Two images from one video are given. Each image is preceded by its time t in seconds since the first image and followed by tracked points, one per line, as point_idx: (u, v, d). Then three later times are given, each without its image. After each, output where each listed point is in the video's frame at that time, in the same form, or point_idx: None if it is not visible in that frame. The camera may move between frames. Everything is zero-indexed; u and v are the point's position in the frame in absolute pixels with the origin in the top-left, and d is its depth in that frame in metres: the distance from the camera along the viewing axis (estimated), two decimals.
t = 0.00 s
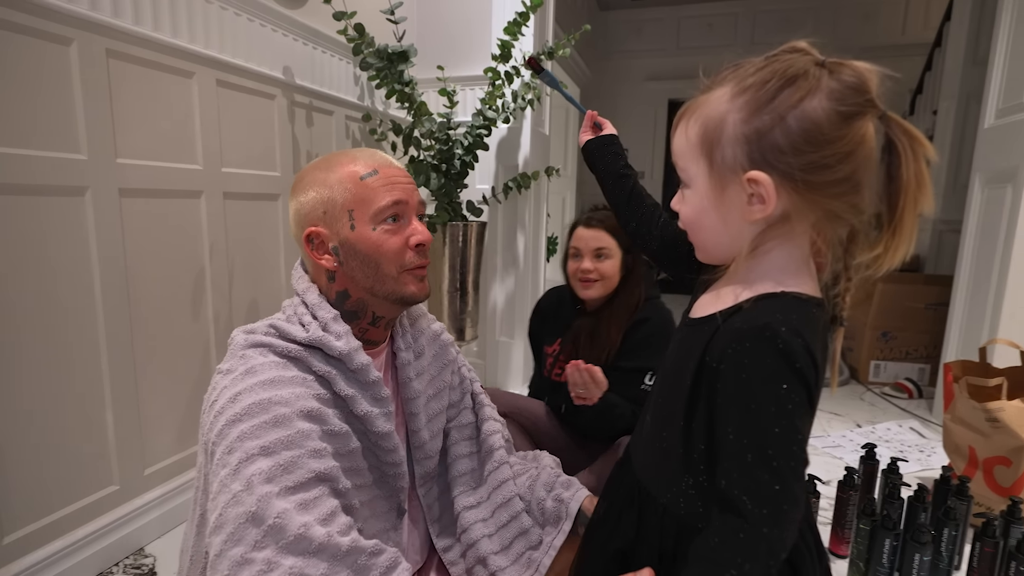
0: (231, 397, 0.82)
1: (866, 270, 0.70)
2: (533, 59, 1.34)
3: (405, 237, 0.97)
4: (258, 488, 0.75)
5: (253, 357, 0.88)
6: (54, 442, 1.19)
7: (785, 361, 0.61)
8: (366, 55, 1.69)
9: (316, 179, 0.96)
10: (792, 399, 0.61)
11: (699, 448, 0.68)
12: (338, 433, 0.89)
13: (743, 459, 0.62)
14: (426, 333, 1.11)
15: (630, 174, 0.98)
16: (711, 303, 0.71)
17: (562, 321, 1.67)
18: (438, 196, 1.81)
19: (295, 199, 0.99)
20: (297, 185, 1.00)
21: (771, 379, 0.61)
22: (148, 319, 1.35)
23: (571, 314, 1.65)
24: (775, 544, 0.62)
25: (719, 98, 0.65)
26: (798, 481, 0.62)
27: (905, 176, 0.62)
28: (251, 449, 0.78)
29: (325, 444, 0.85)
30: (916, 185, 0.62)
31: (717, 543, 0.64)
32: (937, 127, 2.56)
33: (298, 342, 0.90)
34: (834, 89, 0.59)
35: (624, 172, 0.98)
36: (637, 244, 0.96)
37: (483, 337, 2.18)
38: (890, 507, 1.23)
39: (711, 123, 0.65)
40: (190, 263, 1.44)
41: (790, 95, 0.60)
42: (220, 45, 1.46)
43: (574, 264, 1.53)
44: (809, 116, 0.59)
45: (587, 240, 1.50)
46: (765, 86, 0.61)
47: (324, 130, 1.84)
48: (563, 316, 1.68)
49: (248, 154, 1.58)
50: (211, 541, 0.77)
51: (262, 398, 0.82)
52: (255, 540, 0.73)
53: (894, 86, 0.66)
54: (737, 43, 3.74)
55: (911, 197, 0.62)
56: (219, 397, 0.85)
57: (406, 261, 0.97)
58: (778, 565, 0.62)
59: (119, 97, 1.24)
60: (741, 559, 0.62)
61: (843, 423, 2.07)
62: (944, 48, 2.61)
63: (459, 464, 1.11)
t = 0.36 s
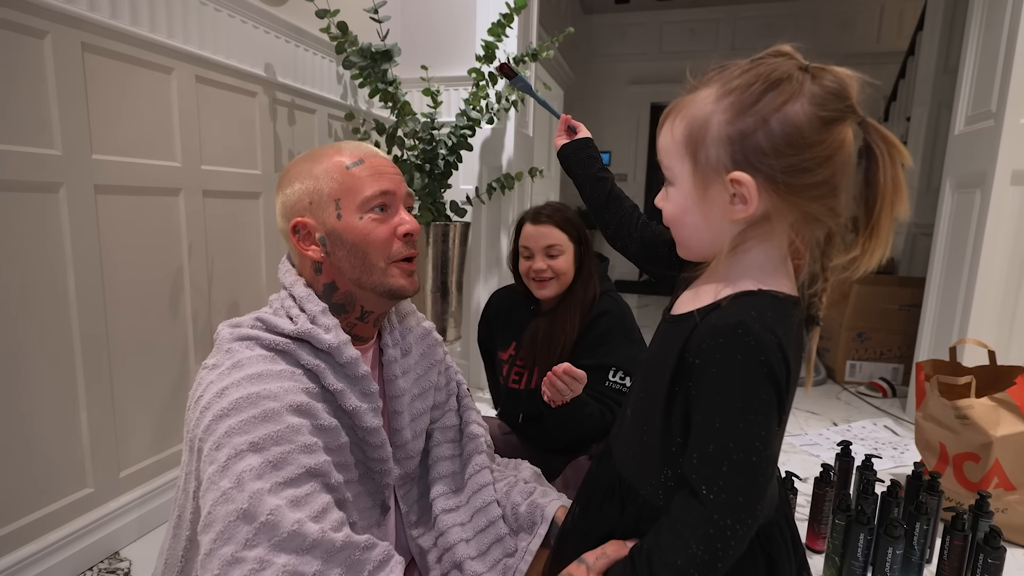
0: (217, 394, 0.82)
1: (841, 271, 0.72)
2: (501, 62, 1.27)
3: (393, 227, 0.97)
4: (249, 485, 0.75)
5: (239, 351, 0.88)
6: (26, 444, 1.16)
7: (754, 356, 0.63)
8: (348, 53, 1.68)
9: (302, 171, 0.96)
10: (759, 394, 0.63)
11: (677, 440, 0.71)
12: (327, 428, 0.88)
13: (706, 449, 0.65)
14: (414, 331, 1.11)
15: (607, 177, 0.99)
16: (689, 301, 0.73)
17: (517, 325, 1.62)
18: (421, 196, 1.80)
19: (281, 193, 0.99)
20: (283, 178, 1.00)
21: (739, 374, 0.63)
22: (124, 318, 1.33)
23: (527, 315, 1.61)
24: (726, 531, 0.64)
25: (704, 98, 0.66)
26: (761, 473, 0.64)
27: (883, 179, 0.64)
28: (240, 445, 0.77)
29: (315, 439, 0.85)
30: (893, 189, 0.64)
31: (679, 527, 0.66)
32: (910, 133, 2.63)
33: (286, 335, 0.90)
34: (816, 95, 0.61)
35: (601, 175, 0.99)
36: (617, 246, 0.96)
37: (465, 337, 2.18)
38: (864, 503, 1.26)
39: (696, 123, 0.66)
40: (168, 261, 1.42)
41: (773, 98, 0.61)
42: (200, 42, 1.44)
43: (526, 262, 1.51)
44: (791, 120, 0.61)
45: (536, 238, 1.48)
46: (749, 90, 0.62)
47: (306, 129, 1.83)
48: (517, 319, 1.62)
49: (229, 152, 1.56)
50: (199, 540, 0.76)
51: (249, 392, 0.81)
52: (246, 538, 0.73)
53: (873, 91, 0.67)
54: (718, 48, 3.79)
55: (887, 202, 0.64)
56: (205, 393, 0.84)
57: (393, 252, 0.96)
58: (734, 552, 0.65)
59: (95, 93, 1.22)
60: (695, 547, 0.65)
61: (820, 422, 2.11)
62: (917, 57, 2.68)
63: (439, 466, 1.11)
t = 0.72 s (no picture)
0: (212, 395, 0.81)
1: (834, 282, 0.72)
2: (493, 70, 1.30)
3: (392, 223, 0.97)
4: (244, 490, 0.74)
5: (234, 352, 0.87)
6: (15, 445, 1.14)
7: (750, 350, 0.63)
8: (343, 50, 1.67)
9: (297, 167, 0.95)
10: (754, 387, 0.63)
11: (674, 434, 0.71)
12: (323, 430, 0.87)
13: (700, 440, 0.66)
14: (410, 327, 1.11)
15: (599, 179, 0.98)
16: (687, 295, 0.73)
17: (526, 321, 1.59)
18: (415, 194, 1.80)
19: (275, 190, 0.98)
20: (277, 175, 0.99)
21: (734, 369, 0.64)
22: (114, 317, 1.31)
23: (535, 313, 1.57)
24: (717, 521, 0.65)
25: (717, 90, 0.67)
26: (755, 465, 0.64)
27: (883, 195, 0.64)
28: (235, 448, 0.76)
29: (311, 441, 0.84)
30: (893, 205, 0.64)
31: (670, 515, 0.67)
32: (897, 133, 2.66)
33: (282, 336, 0.89)
34: (826, 98, 0.61)
35: (593, 178, 0.98)
36: (613, 248, 0.96)
37: (459, 336, 2.18)
38: (856, 497, 1.28)
39: (706, 115, 0.67)
40: (159, 259, 1.41)
41: (784, 97, 0.62)
42: (192, 37, 1.43)
43: (539, 254, 1.46)
44: (799, 120, 0.61)
45: (552, 230, 1.44)
46: (762, 87, 0.63)
47: (299, 126, 1.81)
48: (526, 315, 1.59)
49: (221, 148, 1.54)
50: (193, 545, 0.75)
51: (245, 395, 0.80)
52: (240, 544, 0.72)
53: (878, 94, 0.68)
54: (708, 48, 3.82)
55: (885, 216, 0.64)
56: (199, 394, 0.83)
57: (392, 250, 0.96)
58: (724, 540, 0.65)
59: (86, 88, 1.20)
60: (686, 534, 0.66)
61: (810, 418, 2.14)
62: (903, 58, 2.72)
63: (436, 464, 1.11)
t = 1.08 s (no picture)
0: (204, 394, 0.81)
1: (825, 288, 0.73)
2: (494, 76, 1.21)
3: (383, 221, 0.96)
4: (233, 488, 0.74)
5: (227, 352, 0.87)
6: (8, 447, 1.14)
7: (745, 352, 0.64)
8: (337, 49, 1.66)
9: (287, 169, 0.95)
10: (749, 388, 0.64)
11: (670, 436, 0.72)
12: (315, 429, 0.87)
13: (695, 440, 0.67)
14: (405, 327, 1.11)
15: (596, 185, 0.98)
16: (682, 299, 0.74)
17: (532, 315, 1.53)
18: (410, 193, 1.79)
19: (266, 193, 0.97)
20: (267, 178, 0.99)
21: (730, 370, 0.65)
22: (107, 318, 1.30)
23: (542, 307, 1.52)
24: (711, 519, 0.66)
25: (714, 98, 0.68)
26: (749, 464, 0.66)
27: (874, 204, 0.65)
28: (226, 447, 0.76)
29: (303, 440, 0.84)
30: (882, 213, 0.65)
31: (664, 512, 0.68)
32: (888, 134, 2.69)
33: (275, 336, 0.89)
34: (820, 109, 0.62)
35: (590, 184, 0.98)
36: (609, 252, 0.96)
37: (453, 336, 2.18)
38: (846, 495, 1.29)
39: (702, 122, 0.67)
40: (152, 259, 1.40)
41: (779, 107, 0.63)
42: (185, 36, 1.42)
43: (549, 245, 1.43)
44: (793, 129, 0.62)
45: (565, 221, 1.40)
46: (758, 96, 0.64)
47: (292, 125, 1.80)
48: (533, 308, 1.54)
49: (214, 148, 1.54)
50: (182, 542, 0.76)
51: (237, 393, 0.80)
52: (227, 542, 0.72)
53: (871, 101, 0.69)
54: (701, 48, 3.83)
55: (875, 225, 0.65)
56: (192, 393, 0.83)
57: (384, 247, 0.96)
58: (716, 537, 0.67)
59: (77, 88, 1.20)
60: (680, 529, 0.67)
61: (801, 417, 2.16)
62: (894, 59, 2.74)
63: (430, 464, 1.12)
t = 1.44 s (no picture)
0: (210, 389, 0.80)
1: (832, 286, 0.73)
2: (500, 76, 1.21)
3: (385, 220, 0.96)
4: (239, 484, 0.74)
5: (231, 347, 0.86)
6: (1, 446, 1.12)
7: (748, 351, 0.65)
8: (334, 46, 1.65)
9: (291, 167, 0.94)
10: (751, 387, 0.65)
11: (672, 433, 0.72)
12: (318, 426, 0.87)
13: (696, 436, 0.67)
14: (404, 325, 1.11)
15: (601, 184, 0.98)
16: (688, 299, 0.74)
17: (532, 317, 1.50)
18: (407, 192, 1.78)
19: (269, 190, 0.97)
20: (270, 175, 0.98)
21: (735, 368, 0.65)
22: (101, 315, 1.29)
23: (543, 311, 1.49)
24: (707, 512, 0.66)
25: (718, 100, 0.68)
26: (750, 462, 0.66)
27: (879, 201, 0.65)
28: (232, 442, 0.76)
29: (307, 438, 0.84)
30: (888, 211, 0.65)
31: (660, 504, 0.68)
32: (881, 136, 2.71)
33: (278, 332, 0.89)
34: (823, 109, 0.63)
35: (595, 183, 0.98)
36: (613, 252, 0.96)
37: (449, 334, 2.17)
38: (842, 494, 1.30)
39: (707, 123, 0.68)
40: (147, 257, 1.38)
41: (783, 107, 0.63)
42: (181, 32, 1.41)
43: (555, 244, 1.41)
44: (798, 130, 0.63)
45: (574, 218, 1.41)
46: (762, 97, 0.65)
47: (289, 122, 1.79)
48: (533, 310, 1.50)
49: (211, 145, 1.52)
50: (186, 537, 0.75)
51: (242, 389, 0.80)
52: (231, 538, 0.72)
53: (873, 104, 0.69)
54: (696, 49, 3.84)
55: (880, 222, 0.65)
56: (197, 388, 0.82)
57: (386, 244, 0.96)
58: (711, 530, 0.67)
59: (72, 84, 1.18)
60: (674, 519, 0.67)
61: (795, 416, 2.17)
62: (887, 62, 2.76)
63: (425, 460, 1.12)
